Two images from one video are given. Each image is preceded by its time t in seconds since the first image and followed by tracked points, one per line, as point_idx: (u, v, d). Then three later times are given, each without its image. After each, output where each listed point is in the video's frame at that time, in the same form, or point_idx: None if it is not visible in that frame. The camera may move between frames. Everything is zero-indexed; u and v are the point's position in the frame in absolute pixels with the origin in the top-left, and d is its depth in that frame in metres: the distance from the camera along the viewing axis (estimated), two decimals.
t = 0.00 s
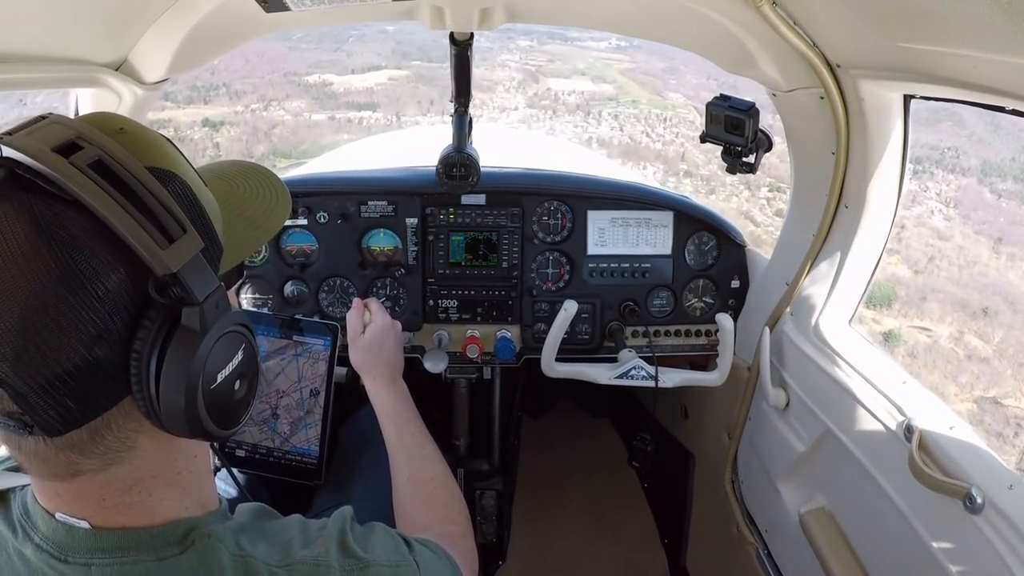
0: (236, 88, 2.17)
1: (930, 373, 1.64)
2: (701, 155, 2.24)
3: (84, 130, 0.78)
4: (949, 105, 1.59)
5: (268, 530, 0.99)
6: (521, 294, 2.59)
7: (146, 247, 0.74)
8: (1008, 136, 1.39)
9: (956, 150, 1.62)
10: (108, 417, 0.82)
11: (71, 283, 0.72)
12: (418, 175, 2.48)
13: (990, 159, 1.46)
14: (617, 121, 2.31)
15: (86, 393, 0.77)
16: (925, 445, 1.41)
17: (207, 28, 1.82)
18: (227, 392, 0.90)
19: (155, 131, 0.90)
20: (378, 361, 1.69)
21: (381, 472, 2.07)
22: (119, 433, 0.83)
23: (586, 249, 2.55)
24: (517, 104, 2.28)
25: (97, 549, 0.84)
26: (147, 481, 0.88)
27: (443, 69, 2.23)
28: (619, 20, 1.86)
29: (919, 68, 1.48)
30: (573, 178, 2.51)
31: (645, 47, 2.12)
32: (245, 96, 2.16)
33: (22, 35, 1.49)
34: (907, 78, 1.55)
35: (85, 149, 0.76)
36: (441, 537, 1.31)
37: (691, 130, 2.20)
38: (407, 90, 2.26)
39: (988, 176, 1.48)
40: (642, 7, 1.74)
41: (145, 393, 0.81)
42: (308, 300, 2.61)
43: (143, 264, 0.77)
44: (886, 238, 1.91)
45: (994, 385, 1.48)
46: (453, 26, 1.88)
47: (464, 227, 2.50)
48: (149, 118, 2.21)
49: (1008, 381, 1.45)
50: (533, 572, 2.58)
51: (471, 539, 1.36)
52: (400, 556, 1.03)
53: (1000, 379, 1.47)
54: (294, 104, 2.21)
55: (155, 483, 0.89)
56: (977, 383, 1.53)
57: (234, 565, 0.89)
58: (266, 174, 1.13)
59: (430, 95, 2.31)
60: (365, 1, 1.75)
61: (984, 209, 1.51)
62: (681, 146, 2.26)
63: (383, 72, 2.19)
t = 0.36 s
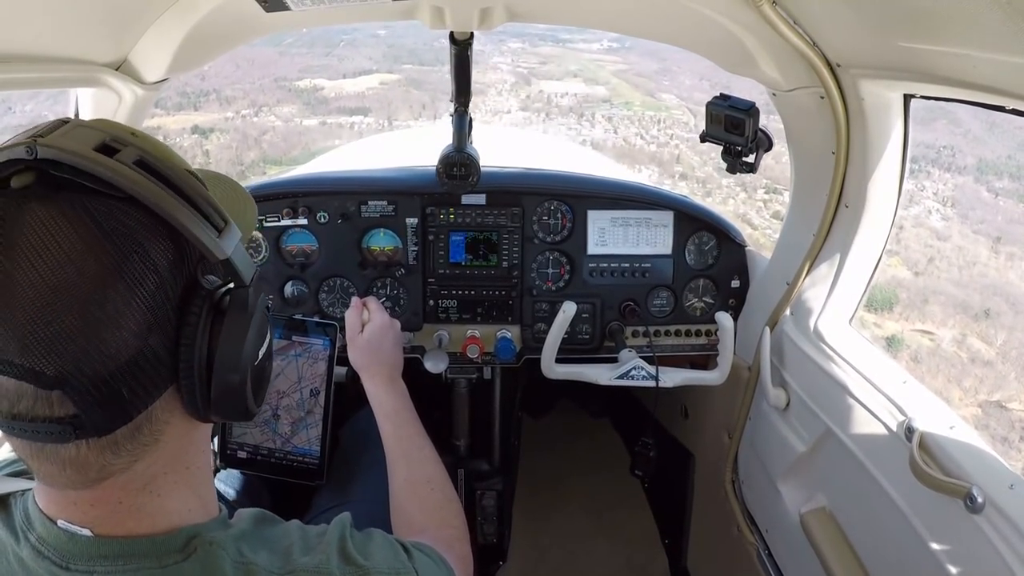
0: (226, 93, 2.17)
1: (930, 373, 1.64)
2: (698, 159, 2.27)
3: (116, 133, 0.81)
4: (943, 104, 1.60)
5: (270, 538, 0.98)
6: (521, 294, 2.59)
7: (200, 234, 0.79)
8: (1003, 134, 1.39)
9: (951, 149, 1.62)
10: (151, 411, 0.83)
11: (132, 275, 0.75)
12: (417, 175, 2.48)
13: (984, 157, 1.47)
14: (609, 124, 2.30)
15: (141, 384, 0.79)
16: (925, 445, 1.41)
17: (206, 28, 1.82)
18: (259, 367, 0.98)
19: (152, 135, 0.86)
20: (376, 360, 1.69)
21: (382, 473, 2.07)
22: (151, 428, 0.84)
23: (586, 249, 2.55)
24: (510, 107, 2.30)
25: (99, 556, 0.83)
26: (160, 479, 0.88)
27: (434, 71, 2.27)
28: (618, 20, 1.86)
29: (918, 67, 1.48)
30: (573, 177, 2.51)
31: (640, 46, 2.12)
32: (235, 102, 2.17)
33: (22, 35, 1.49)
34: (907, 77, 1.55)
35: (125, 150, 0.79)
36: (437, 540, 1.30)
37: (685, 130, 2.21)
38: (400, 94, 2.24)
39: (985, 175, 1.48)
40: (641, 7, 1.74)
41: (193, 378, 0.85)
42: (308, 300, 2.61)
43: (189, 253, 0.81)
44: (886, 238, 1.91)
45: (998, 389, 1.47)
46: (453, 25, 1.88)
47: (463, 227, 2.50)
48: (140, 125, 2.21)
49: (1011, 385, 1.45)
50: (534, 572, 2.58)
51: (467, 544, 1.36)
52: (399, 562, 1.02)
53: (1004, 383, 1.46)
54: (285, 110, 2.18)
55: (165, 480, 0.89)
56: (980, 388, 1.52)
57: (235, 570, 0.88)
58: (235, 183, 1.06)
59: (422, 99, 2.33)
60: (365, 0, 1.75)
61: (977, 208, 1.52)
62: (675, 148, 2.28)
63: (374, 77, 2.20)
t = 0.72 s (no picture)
0: (225, 100, 2.15)
1: (930, 374, 1.64)
2: (700, 160, 2.25)
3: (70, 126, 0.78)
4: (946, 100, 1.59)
5: (262, 535, 0.98)
6: (521, 294, 2.59)
7: (159, 220, 0.76)
8: (1007, 131, 1.39)
9: (955, 146, 1.61)
10: (128, 402, 0.82)
11: (92, 267, 0.73)
12: (417, 175, 2.48)
13: (989, 154, 1.46)
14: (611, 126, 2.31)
15: (113, 376, 0.78)
16: (925, 445, 1.41)
17: (206, 28, 1.82)
18: (234, 352, 0.97)
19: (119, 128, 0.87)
20: (377, 358, 1.69)
21: (381, 473, 2.07)
22: (130, 421, 0.84)
23: (586, 249, 2.55)
24: (511, 110, 2.30)
25: (91, 551, 0.84)
26: (146, 474, 0.88)
27: (434, 74, 2.29)
28: (618, 20, 1.86)
29: (917, 67, 1.49)
30: (573, 178, 2.51)
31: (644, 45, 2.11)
32: (233, 108, 2.14)
33: (22, 35, 1.49)
34: (907, 77, 1.55)
35: (79, 142, 0.76)
36: (438, 535, 1.30)
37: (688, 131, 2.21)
38: (399, 97, 2.26)
39: (990, 173, 1.47)
40: (640, 7, 1.74)
41: (166, 367, 0.83)
42: (308, 300, 2.61)
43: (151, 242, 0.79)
44: (886, 237, 1.91)
45: (1011, 393, 1.43)
46: (453, 26, 1.88)
47: (463, 227, 2.50)
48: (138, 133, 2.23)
49: None
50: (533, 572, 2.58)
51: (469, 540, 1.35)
52: (393, 558, 1.02)
53: (1018, 386, 1.42)
54: (284, 116, 2.18)
55: (153, 475, 0.89)
56: (994, 392, 1.48)
57: (226, 567, 0.88)
58: (212, 172, 1.06)
59: (420, 104, 2.33)
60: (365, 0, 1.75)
61: (984, 206, 1.50)
62: (677, 150, 2.27)
63: (374, 81, 2.20)
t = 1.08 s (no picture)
0: (233, 104, 2.14)
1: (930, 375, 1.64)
2: (712, 169, 2.26)
3: (51, 136, 0.73)
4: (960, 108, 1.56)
5: (266, 533, 0.98)
6: (521, 294, 2.59)
7: (133, 246, 0.72)
8: (1010, 132, 1.39)
9: (969, 155, 1.56)
10: (113, 422, 0.81)
11: (65, 292, 0.70)
12: (418, 175, 2.48)
13: (1005, 163, 1.43)
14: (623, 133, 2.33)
15: (89, 402, 0.75)
16: (925, 445, 1.41)
17: (206, 28, 1.81)
18: (225, 379, 0.92)
19: (120, 131, 0.85)
20: (377, 359, 1.69)
21: (381, 474, 2.07)
22: (121, 436, 0.83)
23: (586, 249, 2.55)
24: (520, 115, 2.32)
25: (94, 553, 0.84)
26: (146, 483, 0.87)
27: (442, 79, 2.27)
28: (618, 20, 1.86)
29: (918, 68, 1.49)
30: (573, 178, 2.51)
31: (654, 48, 2.13)
32: (242, 112, 2.12)
33: (23, 35, 1.49)
34: (907, 78, 1.55)
35: (57, 157, 0.72)
36: (439, 537, 1.29)
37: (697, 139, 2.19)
38: (409, 102, 2.29)
39: (1005, 182, 1.45)
40: (641, 7, 1.74)
41: (146, 394, 0.80)
42: (308, 300, 2.61)
43: (131, 263, 0.75)
44: (886, 237, 1.92)
45: None
46: (453, 26, 1.88)
47: (463, 227, 2.50)
48: (143, 135, 2.26)
49: None
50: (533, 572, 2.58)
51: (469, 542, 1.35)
52: (398, 557, 1.02)
53: None
54: (293, 120, 2.18)
55: (153, 484, 0.88)
56: (1011, 411, 1.44)
57: (231, 567, 0.88)
58: (242, 173, 1.04)
59: (430, 109, 2.38)
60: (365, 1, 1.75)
61: (1005, 217, 1.46)
62: (690, 158, 2.29)
63: (383, 85, 2.21)
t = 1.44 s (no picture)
0: (237, 97, 2.18)
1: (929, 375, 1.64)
2: (718, 184, 2.32)
3: (62, 140, 0.73)
4: (970, 132, 1.53)
5: (266, 531, 0.98)
6: (521, 294, 2.59)
7: (140, 256, 0.72)
8: (1009, 133, 1.39)
9: (976, 180, 1.53)
10: (120, 428, 0.81)
11: (75, 303, 0.70)
12: (418, 175, 2.48)
13: (1012, 191, 1.42)
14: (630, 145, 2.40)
15: (98, 411, 0.75)
16: (926, 446, 1.41)
17: (206, 27, 1.81)
18: (234, 387, 0.92)
19: (131, 131, 0.85)
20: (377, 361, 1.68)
21: (381, 473, 2.07)
22: (127, 441, 0.83)
23: (586, 249, 2.55)
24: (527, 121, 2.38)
25: (95, 552, 0.84)
26: (150, 486, 0.87)
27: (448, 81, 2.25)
28: (618, 20, 1.86)
29: (918, 68, 1.49)
30: (573, 177, 2.51)
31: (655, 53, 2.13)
32: (246, 107, 2.19)
33: (24, 34, 1.49)
34: (907, 78, 1.55)
35: (68, 163, 0.72)
36: (444, 535, 1.30)
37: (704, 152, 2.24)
38: (414, 103, 2.35)
39: (1010, 209, 1.44)
40: (641, 7, 1.74)
41: (155, 403, 0.80)
42: (308, 300, 2.61)
43: (142, 273, 0.75)
44: (886, 237, 1.91)
45: None
46: (452, 26, 1.88)
47: (463, 227, 2.50)
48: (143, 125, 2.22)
49: None
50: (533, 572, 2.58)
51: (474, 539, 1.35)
52: (400, 555, 1.02)
53: None
54: (297, 116, 2.23)
55: (157, 486, 0.88)
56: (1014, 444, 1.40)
57: (232, 567, 0.88)
58: (251, 165, 1.03)
59: (432, 111, 2.39)
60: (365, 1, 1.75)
61: (1010, 244, 1.44)
62: (697, 173, 2.32)
63: (389, 85, 2.28)
